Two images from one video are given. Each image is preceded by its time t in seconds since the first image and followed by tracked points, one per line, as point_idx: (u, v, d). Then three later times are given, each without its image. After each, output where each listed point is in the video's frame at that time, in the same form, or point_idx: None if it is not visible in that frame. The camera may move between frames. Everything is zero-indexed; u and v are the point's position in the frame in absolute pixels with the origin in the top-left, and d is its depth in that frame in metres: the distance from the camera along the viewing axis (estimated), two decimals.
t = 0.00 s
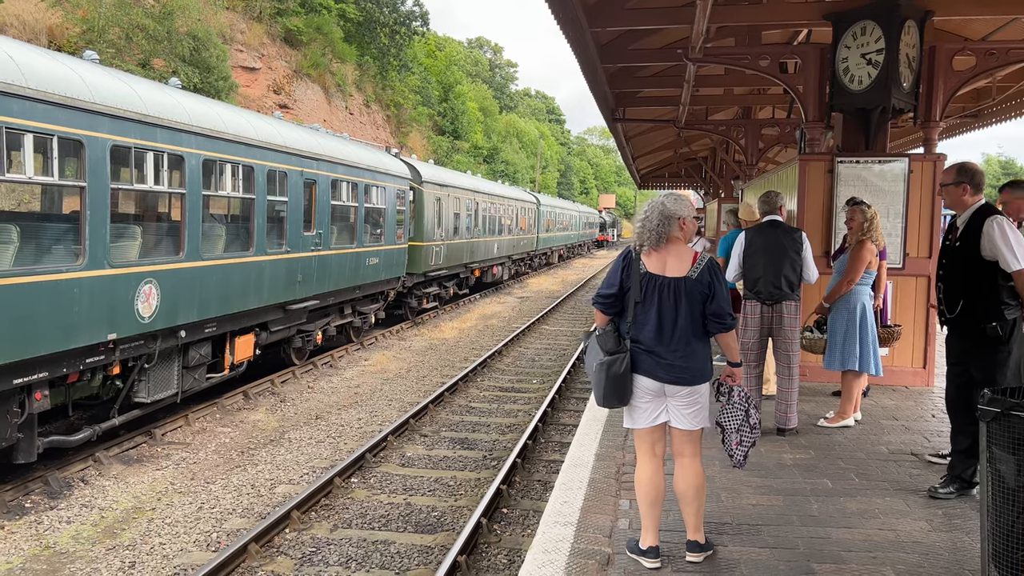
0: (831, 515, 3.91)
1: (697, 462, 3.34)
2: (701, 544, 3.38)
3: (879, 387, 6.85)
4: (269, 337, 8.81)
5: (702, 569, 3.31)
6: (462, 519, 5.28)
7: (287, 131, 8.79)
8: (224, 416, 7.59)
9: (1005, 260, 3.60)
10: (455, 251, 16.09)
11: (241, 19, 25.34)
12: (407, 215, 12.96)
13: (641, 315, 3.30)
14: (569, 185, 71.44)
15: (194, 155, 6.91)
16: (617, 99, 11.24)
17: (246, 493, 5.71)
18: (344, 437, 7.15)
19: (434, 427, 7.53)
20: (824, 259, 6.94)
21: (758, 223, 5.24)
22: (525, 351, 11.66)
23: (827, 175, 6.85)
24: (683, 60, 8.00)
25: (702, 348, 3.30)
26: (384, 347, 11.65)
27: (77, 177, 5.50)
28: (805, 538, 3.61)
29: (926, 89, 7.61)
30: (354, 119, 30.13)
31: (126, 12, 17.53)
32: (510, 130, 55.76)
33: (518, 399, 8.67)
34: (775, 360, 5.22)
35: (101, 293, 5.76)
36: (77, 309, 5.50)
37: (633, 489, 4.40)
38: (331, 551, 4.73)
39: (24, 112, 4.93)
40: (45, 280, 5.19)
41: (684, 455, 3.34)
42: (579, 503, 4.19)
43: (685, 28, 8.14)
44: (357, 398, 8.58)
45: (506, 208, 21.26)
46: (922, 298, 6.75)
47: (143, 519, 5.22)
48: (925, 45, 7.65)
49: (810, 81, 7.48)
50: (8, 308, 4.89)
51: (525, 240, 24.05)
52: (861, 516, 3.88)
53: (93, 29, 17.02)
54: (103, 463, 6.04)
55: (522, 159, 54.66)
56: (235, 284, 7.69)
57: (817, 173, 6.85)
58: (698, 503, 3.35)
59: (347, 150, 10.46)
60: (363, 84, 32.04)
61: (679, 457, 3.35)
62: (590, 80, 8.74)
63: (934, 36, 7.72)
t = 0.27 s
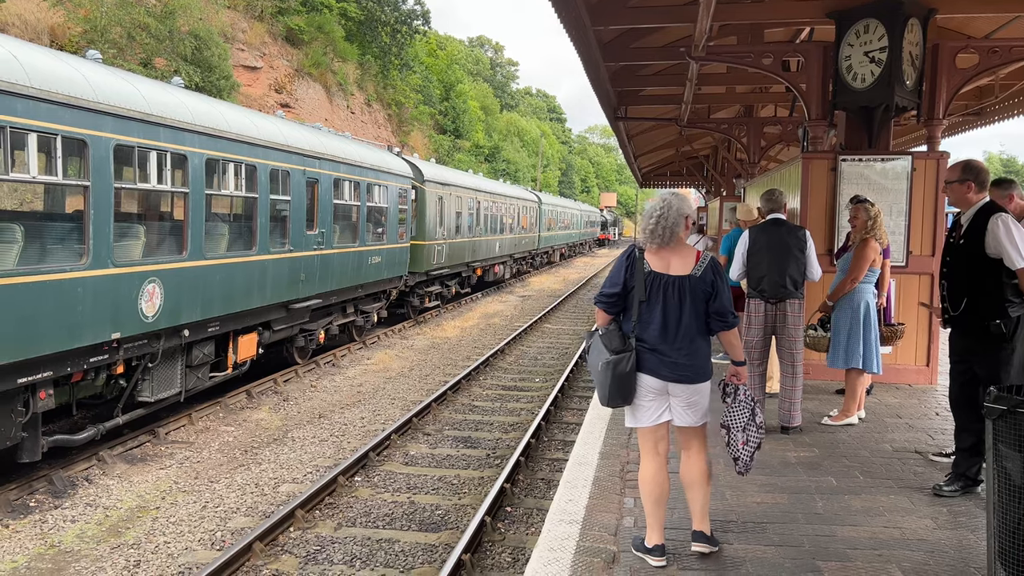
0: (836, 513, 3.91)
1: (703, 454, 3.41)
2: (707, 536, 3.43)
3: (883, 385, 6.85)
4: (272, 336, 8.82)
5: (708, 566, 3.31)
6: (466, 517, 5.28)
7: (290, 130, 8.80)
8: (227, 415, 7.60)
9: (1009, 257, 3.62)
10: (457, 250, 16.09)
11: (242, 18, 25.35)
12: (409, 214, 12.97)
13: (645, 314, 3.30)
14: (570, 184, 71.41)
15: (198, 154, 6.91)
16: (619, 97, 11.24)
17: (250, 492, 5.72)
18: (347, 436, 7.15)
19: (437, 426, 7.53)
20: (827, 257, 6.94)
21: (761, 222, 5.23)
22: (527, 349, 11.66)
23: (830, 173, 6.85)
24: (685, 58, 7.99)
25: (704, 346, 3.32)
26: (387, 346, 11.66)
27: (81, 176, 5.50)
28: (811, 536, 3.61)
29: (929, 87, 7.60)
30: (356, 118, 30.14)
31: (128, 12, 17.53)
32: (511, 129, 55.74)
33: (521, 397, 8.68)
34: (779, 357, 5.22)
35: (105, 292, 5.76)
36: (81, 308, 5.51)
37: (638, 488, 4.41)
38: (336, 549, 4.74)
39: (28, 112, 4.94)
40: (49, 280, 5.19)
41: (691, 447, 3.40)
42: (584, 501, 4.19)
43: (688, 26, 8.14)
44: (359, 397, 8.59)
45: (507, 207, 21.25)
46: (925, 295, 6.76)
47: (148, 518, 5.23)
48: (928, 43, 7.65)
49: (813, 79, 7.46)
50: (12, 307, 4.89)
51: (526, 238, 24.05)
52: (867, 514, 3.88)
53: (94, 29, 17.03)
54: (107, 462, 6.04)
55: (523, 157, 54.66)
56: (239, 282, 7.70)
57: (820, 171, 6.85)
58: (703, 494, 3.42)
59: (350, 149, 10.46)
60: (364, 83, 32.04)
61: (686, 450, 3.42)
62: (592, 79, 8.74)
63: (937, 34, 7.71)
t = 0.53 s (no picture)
0: (838, 511, 3.92)
1: (702, 447, 3.44)
2: (698, 526, 3.53)
3: (883, 383, 6.86)
4: (273, 335, 8.82)
5: (710, 564, 3.32)
6: (468, 516, 5.29)
7: (291, 130, 8.80)
8: (228, 414, 7.60)
9: (1011, 256, 3.62)
10: (457, 249, 16.09)
11: (242, 17, 25.35)
12: (409, 213, 12.97)
13: (652, 311, 3.31)
14: (570, 183, 71.39)
15: (198, 153, 6.91)
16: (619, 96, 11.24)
17: (252, 491, 5.72)
18: (348, 434, 7.16)
19: (438, 425, 7.54)
20: (828, 255, 6.94)
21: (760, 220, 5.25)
22: (528, 348, 11.67)
23: (830, 171, 6.86)
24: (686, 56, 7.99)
25: (710, 342, 3.34)
26: (387, 345, 11.66)
27: (82, 175, 5.50)
28: (813, 534, 3.62)
29: (930, 84, 7.62)
30: (356, 117, 30.12)
31: (127, 11, 17.52)
32: (511, 128, 55.71)
33: (522, 396, 8.68)
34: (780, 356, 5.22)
35: (106, 291, 5.76)
36: (82, 307, 5.51)
37: (640, 486, 4.41)
38: (338, 548, 4.74)
39: (29, 111, 4.93)
40: (50, 279, 5.19)
41: (691, 442, 3.43)
42: (586, 499, 4.20)
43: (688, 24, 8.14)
44: (361, 396, 8.60)
45: (507, 206, 21.25)
46: (926, 293, 6.77)
47: (150, 517, 5.23)
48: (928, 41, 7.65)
49: (814, 77, 7.45)
50: (14, 306, 4.89)
51: (526, 237, 24.06)
52: (869, 511, 3.89)
53: (94, 29, 17.02)
54: (109, 461, 6.04)
55: (523, 156, 54.64)
56: (240, 281, 7.70)
57: (821, 169, 6.85)
58: (699, 487, 3.46)
59: (350, 148, 10.46)
60: (364, 82, 32.03)
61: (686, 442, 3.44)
62: (592, 77, 8.73)
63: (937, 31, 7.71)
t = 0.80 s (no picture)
0: (839, 508, 3.92)
1: (703, 447, 3.45)
2: (695, 523, 3.55)
3: (882, 381, 6.87)
4: (272, 335, 8.82)
5: (712, 562, 3.33)
6: (468, 514, 5.29)
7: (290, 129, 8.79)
8: (228, 413, 7.60)
9: (1011, 254, 3.62)
10: (456, 248, 16.09)
11: (240, 16, 25.33)
12: (408, 212, 12.96)
13: (665, 309, 3.33)
14: (568, 182, 71.37)
15: (198, 152, 6.91)
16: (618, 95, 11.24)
17: (252, 490, 5.72)
18: (348, 434, 7.16)
19: (438, 424, 7.54)
20: (827, 253, 6.95)
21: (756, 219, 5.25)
22: (527, 347, 11.67)
23: (829, 169, 6.85)
24: (685, 55, 8.00)
25: (721, 340, 3.37)
26: (386, 344, 11.66)
27: (81, 175, 5.49)
28: (814, 532, 3.62)
29: (929, 83, 7.63)
30: (354, 116, 30.10)
31: (125, 10, 17.50)
32: (509, 127, 55.69)
33: (521, 395, 8.69)
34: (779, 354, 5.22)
35: (105, 291, 5.75)
36: (82, 307, 5.50)
37: (641, 484, 4.42)
38: (338, 547, 4.74)
39: (28, 110, 4.93)
40: (50, 279, 5.18)
41: (693, 440, 3.44)
42: (587, 497, 4.20)
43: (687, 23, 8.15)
44: (360, 395, 8.59)
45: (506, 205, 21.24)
46: (925, 291, 6.78)
47: (150, 516, 5.23)
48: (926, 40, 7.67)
49: (813, 75, 7.46)
50: (13, 306, 4.89)
51: (525, 236, 24.06)
52: (869, 510, 3.89)
53: (93, 28, 16.99)
54: (109, 461, 6.04)
55: (521, 155, 54.64)
56: (239, 280, 7.69)
57: (820, 168, 6.85)
58: (697, 486, 3.46)
59: (349, 148, 10.46)
60: (362, 81, 32.01)
61: (687, 442, 3.45)
62: (591, 76, 8.74)
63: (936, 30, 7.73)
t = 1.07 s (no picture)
0: (839, 507, 3.93)
1: (706, 444, 3.46)
2: (696, 522, 3.54)
3: (882, 379, 6.88)
4: (271, 334, 8.81)
5: (712, 561, 3.33)
6: (468, 514, 5.29)
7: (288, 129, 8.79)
8: (227, 413, 7.59)
9: (1011, 253, 3.62)
10: (454, 248, 16.07)
11: (237, 16, 25.28)
12: (406, 212, 12.95)
13: (679, 306, 3.40)
14: (566, 181, 71.35)
15: (196, 152, 6.90)
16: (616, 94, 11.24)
17: (251, 490, 5.71)
18: (347, 433, 7.15)
19: (437, 423, 7.53)
20: (826, 253, 6.95)
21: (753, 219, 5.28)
22: (525, 346, 11.67)
23: (828, 168, 6.85)
24: (683, 54, 8.00)
25: (735, 336, 3.44)
26: (385, 343, 11.65)
27: (78, 175, 5.48)
28: (814, 531, 3.63)
29: (927, 81, 7.64)
30: (352, 116, 30.08)
31: (122, 9, 17.46)
32: (507, 126, 55.65)
33: (520, 394, 8.68)
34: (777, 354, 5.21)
35: (104, 291, 5.74)
36: (80, 307, 5.49)
37: (641, 483, 4.42)
38: (338, 547, 4.74)
39: (26, 110, 4.92)
40: (48, 279, 5.17)
41: (694, 437, 3.46)
42: (587, 497, 4.20)
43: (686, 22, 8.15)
44: (359, 395, 8.59)
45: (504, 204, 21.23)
46: (924, 289, 6.79)
47: (149, 517, 5.22)
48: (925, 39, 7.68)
49: (812, 74, 7.46)
50: (12, 306, 4.88)
51: (523, 235, 24.05)
52: (869, 508, 3.90)
53: (90, 28, 16.95)
54: (107, 461, 6.03)
55: (519, 154, 54.65)
56: (238, 280, 7.68)
57: (819, 167, 6.86)
58: (698, 484, 3.47)
59: (347, 147, 10.45)
60: (359, 81, 31.99)
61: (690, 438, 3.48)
62: (590, 75, 8.74)
63: (934, 29, 7.73)
